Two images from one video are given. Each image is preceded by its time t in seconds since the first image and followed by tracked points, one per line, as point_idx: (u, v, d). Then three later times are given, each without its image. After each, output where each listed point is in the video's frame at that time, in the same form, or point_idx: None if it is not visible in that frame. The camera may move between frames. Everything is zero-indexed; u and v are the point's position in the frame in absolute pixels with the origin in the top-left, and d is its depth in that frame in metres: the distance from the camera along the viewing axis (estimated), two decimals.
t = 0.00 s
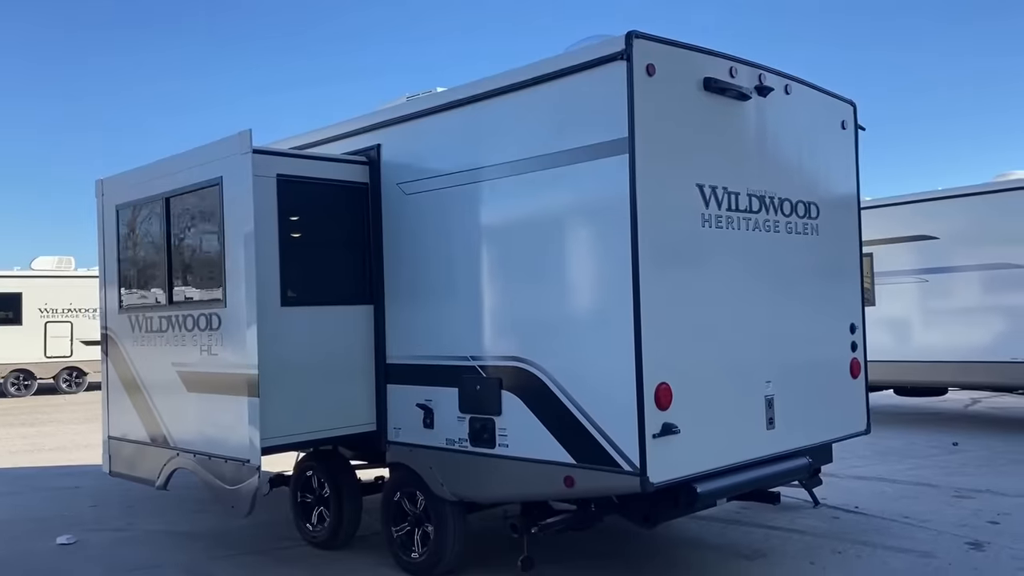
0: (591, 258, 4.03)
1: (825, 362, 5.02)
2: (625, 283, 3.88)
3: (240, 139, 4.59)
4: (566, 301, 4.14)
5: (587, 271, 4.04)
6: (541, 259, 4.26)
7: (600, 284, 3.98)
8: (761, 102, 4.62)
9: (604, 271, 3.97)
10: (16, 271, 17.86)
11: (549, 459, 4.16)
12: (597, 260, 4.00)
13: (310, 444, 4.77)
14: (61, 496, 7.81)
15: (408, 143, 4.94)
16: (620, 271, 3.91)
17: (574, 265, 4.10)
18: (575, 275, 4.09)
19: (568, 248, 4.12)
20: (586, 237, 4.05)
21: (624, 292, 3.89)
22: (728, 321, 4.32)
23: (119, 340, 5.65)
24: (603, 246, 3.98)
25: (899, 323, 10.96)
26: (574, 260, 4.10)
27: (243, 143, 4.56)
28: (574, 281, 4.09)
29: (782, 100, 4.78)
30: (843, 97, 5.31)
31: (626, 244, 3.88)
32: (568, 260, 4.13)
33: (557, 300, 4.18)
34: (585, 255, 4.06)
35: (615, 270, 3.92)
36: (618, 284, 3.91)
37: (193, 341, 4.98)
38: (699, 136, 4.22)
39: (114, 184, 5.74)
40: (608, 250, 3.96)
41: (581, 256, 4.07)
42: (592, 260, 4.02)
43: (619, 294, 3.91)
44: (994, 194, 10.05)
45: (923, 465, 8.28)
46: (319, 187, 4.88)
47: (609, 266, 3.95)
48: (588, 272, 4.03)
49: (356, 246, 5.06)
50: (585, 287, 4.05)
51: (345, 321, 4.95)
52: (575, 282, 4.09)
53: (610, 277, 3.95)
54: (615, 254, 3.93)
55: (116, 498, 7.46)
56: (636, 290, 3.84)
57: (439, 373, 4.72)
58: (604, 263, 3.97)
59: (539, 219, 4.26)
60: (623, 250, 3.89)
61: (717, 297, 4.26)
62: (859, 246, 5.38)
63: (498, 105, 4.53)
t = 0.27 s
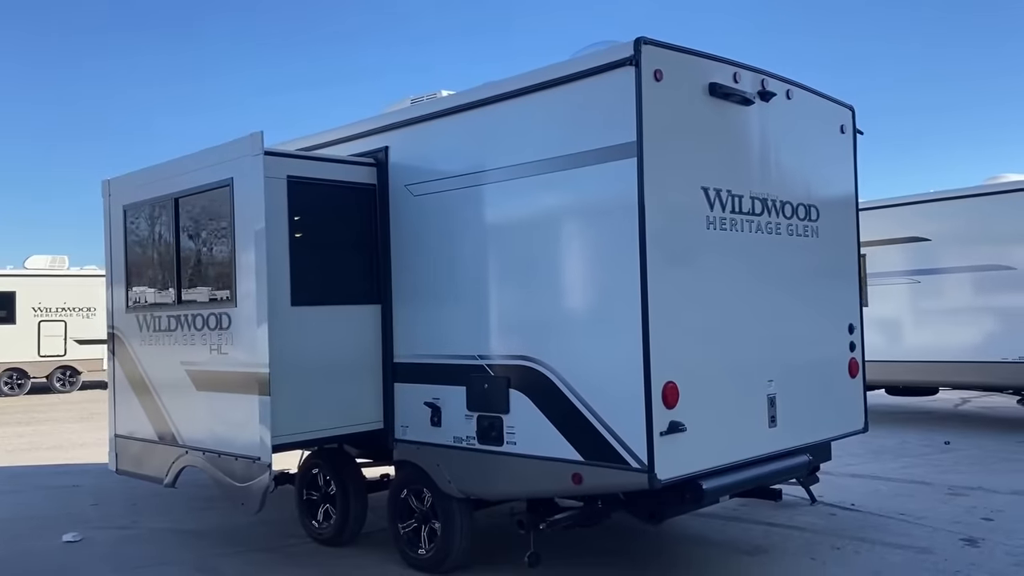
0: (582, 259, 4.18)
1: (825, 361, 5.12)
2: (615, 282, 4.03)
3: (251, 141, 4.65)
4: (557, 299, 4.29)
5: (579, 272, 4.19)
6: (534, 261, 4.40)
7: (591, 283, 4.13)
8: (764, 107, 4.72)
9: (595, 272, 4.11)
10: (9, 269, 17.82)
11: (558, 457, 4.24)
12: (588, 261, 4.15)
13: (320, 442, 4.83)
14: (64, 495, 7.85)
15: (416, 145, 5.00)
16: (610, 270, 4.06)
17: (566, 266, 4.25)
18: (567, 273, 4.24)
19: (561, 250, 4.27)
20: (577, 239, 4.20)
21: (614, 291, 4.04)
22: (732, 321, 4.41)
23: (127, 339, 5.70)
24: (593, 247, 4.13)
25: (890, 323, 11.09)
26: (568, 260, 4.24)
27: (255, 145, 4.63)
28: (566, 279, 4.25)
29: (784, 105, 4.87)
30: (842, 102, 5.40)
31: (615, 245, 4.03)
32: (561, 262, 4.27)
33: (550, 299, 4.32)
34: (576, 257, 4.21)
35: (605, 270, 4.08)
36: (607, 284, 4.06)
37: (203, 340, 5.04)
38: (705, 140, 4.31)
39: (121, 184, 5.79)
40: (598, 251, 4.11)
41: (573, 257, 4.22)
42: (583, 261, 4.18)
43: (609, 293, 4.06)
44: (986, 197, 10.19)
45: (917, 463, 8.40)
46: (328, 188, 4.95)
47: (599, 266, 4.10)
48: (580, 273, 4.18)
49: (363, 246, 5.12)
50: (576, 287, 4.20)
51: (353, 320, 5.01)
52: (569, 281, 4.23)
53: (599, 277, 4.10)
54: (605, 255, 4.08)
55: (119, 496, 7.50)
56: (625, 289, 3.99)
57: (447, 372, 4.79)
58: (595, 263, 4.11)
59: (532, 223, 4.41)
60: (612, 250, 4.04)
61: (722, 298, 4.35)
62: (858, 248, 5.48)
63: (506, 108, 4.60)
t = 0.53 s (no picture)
0: (580, 261, 4.31)
1: (829, 365, 5.21)
2: (614, 284, 4.15)
3: (267, 147, 4.73)
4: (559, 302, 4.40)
5: (578, 275, 4.32)
6: (532, 263, 4.52)
7: (589, 287, 4.26)
8: (770, 115, 4.80)
9: (593, 275, 4.24)
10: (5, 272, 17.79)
11: (570, 459, 4.31)
12: (586, 264, 4.28)
13: (332, 445, 4.89)
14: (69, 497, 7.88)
15: (427, 152, 5.07)
16: (607, 274, 4.18)
17: (564, 268, 4.37)
18: (568, 276, 4.36)
19: (559, 253, 4.39)
20: (577, 244, 4.32)
21: (613, 294, 4.16)
22: (741, 326, 4.49)
23: (138, 343, 5.75)
24: (592, 250, 4.26)
25: (885, 327, 11.19)
26: (568, 263, 4.36)
27: (271, 151, 4.70)
28: (567, 283, 4.36)
29: (790, 113, 4.96)
30: (845, 110, 5.50)
31: (611, 249, 4.16)
32: (560, 265, 4.39)
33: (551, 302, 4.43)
34: (576, 261, 4.32)
35: (603, 272, 4.20)
36: (605, 287, 4.19)
37: (216, 344, 5.10)
38: (715, 148, 4.39)
39: (132, 189, 5.84)
40: (596, 254, 4.24)
41: (572, 260, 4.35)
42: (581, 263, 4.30)
43: (607, 296, 4.18)
44: (981, 203, 10.30)
45: (915, 466, 8.49)
46: (341, 193, 5.01)
47: (597, 270, 4.23)
48: (577, 275, 4.31)
49: (375, 251, 5.18)
50: (575, 289, 4.32)
51: (365, 324, 5.07)
52: (571, 285, 4.34)
53: (597, 279, 4.23)
54: (603, 257, 4.21)
55: (124, 499, 7.54)
56: (623, 291, 4.11)
57: (458, 375, 4.86)
58: (593, 266, 4.24)
59: (530, 226, 4.52)
60: (610, 254, 4.17)
61: (730, 302, 4.43)
62: (860, 254, 5.57)
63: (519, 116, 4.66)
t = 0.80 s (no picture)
0: (578, 266, 4.42)
1: (831, 370, 5.28)
2: (612, 288, 4.26)
3: (280, 155, 4.80)
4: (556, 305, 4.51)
5: (575, 279, 4.43)
6: (533, 267, 4.62)
7: (586, 290, 4.38)
8: (774, 124, 4.88)
9: (589, 279, 4.37)
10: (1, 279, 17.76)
11: (579, 463, 4.36)
12: (582, 268, 4.40)
13: (342, 450, 4.94)
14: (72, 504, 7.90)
15: (436, 160, 5.13)
16: (603, 276, 4.30)
17: (562, 272, 4.48)
18: (565, 280, 4.47)
19: (558, 257, 4.50)
20: (574, 249, 4.43)
21: (612, 297, 4.26)
22: (747, 331, 4.55)
23: (146, 349, 5.79)
24: (590, 255, 4.37)
25: (881, 333, 11.29)
26: (565, 266, 4.47)
27: (283, 159, 4.77)
28: (566, 287, 4.47)
29: (793, 121, 5.04)
30: (846, 119, 5.59)
31: (609, 254, 4.27)
32: (557, 269, 4.51)
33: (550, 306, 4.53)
34: (574, 266, 4.43)
35: (601, 276, 4.31)
36: (602, 290, 4.30)
37: (226, 350, 5.15)
38: (721, 156, 4.46)
39: (140, 197, 5.89)
40: (594, 259, 4.34)
41: (570, 263, 4.45)
42: (579, 267, 4.41)
43: (605, 299, 4.29)
44: (975, 210, 10.41)
45: (913, 470, 8.57)
46: (350, 201, 5.07)
47: (593, 273, 4.35)
48: (575, 279, 4.42)
49: (383, 258, 5.24)
50: (573, 292, 4.43)
51: (373, 330, 5.12)
52: (570, 289, 4.44)
53: (595, 283, 4.34)
54: (601, 262, 4.32)
55: (128, 505, 7.56)
56: (621, 295, 4.21)
57: (467, 380, 4.91)
58: (588, 269, 4.37)
59: (531, 232, 4.62)
60: (608, 258, 4.28)
61: (737, 308, 4.50)
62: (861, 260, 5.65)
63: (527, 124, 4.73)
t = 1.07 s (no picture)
0: (575, 268, 4.49)
1: (835, 371, 5.31)
2: (613, 289, 4.32)
3: (287, 159, 4.84)
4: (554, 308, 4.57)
5: (573, 282, 4.50)
6: (535, 269, 4.67)
7: (584, 293, 4.45)
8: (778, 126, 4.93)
9: (587, 281, 4.44)
10: None
11: (588, 464, 4.38)
12: (580, 270, 4.47)
13: (351, 452, 4.95)
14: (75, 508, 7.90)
15: (442, 163, 5.15)
16: (602, 277, 4.37)
17: (563, 273, 4.54)
18: (563, 282, 4.54)
19: (556, 259, 4.57)
20: (573, 253, 4.50)
21: (613, 298, 4.32)
22: (753, 332, 4.59)
23: (151, 353, 5.80)
24: (587, 259, 4.44)
25: (877, 335, 11.36)
26: (563, 268, 4.54)
27: (291, 162, 4.81)
28: (565, 289, 4.53)
29: (796, 124, 5.08)
30: (847, 122, 5.64)
31: (608, 256, 4.35)
32: (555, 272, 4.58)
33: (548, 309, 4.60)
34: (572, 269, 4.50)
35: (601, 277, 4.38)
36: (601, 292, 4.37)
37: (234, 353, 5.17)
38: (727, 159, 4.50)
39: (145, 201, 5.91)
40: (594, 260, 4.41)
41: (569, 265, 4.52)
42: (580, 268, 4.48)
43: (606, 300, 4.35)
44: (970, 212, 10.48)
45: (913, 471, 8.62)
46: (357, 204, 5.09)
47: (591, 275, 4.42)
48: (576, 280, 4.48)
49: (389, 261, 5.26)
50: (573, 294, 4.49)
51: (380, 333, 5.14)
52: (568, 291, 4.52)
53: (595, 285, 4.40)
54: (602, 263, 4.38)
55: (131, 509, 7.56)
56: (623, 297, 4.27)
57: (474, 382, 4.93)
58: (586, 271, 4.44)
59: (533, 234, 4.67)
60: (607, 260, 4.35)
61: (743, 309, 4.53)
62: (863, 262, 5.70)
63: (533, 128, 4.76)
